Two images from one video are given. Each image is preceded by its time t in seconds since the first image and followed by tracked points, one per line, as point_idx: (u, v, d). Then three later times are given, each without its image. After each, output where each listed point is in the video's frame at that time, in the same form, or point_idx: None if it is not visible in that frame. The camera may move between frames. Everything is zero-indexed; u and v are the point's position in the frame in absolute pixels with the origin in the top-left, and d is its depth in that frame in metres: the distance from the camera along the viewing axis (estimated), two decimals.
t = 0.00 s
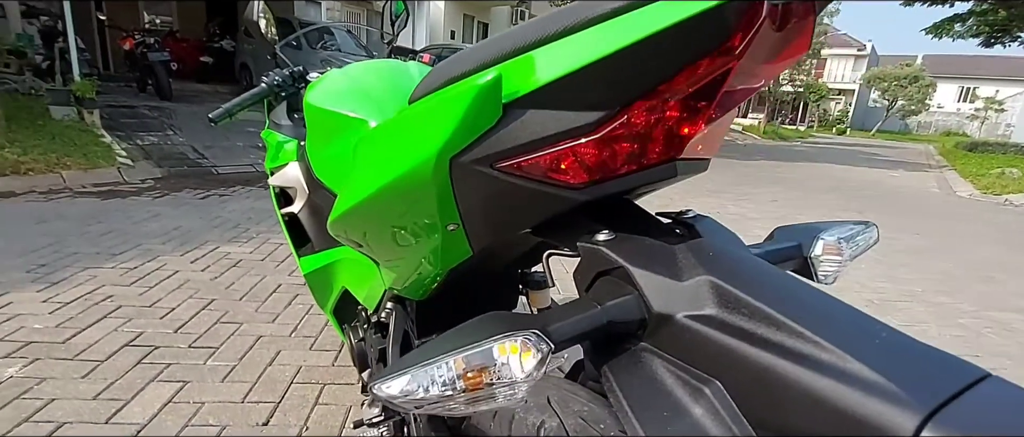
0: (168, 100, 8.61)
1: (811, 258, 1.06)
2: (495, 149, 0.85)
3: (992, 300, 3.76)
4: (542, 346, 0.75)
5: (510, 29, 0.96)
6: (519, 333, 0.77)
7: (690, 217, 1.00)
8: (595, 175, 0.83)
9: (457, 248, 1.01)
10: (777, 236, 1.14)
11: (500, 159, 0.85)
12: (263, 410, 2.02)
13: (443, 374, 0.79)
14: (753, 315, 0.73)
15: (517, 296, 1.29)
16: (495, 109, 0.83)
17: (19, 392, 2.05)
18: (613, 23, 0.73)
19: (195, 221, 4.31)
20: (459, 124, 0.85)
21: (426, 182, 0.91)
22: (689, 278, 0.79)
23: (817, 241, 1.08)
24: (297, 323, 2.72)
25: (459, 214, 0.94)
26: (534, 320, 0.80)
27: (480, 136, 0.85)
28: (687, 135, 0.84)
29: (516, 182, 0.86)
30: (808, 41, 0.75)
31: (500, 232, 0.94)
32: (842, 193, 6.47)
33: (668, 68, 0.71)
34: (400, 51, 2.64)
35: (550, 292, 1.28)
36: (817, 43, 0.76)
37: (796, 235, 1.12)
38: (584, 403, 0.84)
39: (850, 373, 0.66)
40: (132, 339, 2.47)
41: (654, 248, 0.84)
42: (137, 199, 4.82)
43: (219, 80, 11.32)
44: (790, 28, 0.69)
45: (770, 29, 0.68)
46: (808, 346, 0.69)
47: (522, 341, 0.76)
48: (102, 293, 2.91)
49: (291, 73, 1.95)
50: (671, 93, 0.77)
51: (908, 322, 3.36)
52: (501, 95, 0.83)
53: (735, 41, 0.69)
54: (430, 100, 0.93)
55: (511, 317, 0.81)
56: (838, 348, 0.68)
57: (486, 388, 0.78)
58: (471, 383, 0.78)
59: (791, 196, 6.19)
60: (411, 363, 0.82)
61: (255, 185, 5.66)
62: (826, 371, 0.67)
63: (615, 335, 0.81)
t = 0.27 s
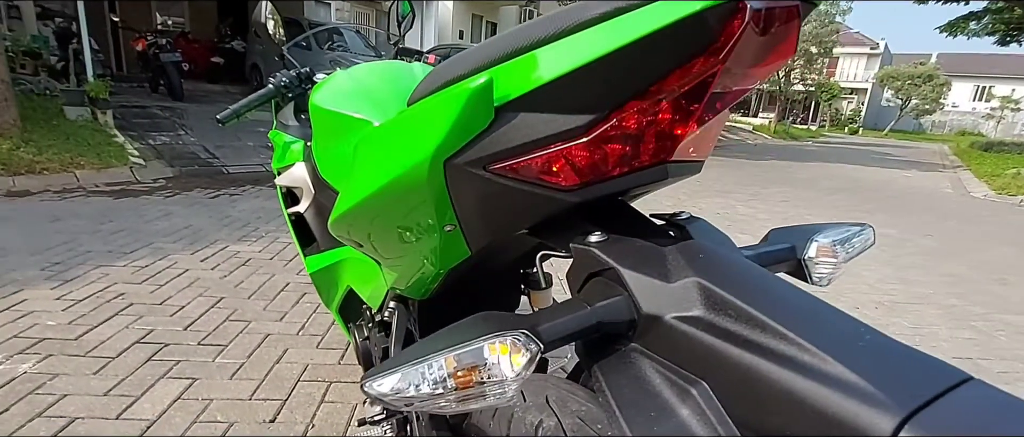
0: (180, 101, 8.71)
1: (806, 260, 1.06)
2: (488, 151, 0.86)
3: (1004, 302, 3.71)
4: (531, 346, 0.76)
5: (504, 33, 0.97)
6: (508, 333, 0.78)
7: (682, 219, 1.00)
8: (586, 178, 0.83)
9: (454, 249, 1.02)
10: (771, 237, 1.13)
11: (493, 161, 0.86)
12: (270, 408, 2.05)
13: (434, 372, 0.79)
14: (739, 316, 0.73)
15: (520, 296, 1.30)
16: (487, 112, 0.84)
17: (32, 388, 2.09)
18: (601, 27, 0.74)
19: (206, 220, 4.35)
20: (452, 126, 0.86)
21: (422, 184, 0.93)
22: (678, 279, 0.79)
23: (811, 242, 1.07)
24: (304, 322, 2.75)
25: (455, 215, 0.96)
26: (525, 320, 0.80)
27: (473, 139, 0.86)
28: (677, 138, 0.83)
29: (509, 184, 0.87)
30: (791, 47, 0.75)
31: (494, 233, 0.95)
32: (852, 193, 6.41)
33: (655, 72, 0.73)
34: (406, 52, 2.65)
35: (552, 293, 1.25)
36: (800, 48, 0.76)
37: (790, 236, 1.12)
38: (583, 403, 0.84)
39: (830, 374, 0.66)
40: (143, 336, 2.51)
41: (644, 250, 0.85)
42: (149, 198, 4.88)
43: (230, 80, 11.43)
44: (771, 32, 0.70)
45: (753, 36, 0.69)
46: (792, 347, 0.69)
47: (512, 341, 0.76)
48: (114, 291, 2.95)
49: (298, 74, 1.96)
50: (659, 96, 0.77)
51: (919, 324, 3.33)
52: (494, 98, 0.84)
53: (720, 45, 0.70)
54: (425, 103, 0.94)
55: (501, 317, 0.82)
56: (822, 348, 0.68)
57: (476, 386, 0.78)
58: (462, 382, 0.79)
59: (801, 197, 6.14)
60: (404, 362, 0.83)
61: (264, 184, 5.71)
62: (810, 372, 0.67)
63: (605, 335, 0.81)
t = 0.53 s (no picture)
0: (192, 101, 8.80)
1: (803, 261, 1.05)
2: (484, 152, 0.87)
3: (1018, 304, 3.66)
4: (524, 344, 0.77)
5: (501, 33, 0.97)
6: (502, 331, 0.78)
7: (678, 219, 1.00)
8: (580, 178, 0.84)
9: (455, 248, 1.03)
10: (768, 237, 1.12)
11: (490, 162, 0.87)
12: (278, 405, 2.07)
13: (429, 369, 0.80)
14: (730, 316, 0.73)
15: (524, 296, 1.30)
16: (482, 114, 0.85)
17: (46, 384, 2.13)
18: (592, 29, 0.74)
19: (216, 219, 4.40)
20: (449, 128, 0.87)
21: (421, 184, 0.94)
22: (670, 279, 0.79)
23: (808, 243, 1.07)
24: (312, 320, 2.77)
25: (454, 215, 0.97)
26: (519, 318, 0.81)
27: (469, 140, 0.87)
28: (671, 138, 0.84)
29: (506, 184, 0.88)
30: (783, 48, 0.74)
31: (493, 230, 0.96)
32: (863, 194, 6.36)
33: (645, 74, 0.73)
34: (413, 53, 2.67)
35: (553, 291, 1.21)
36: (791, 51, 0.76)
37: (786, 237, 1.11)
38: (583, 401, 0.84)
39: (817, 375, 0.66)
40: (154, 333, 2.54)
41: (639, 250, 0.85)
42: (161, 197, 4.95)
43: (241, 80, 11.54)
44: (761, 34, 0.69)
45: (742, 39, 0.69)
46: (781, 346, 0.69)
47: (505, 340, 0.77)
48: (126, 289, 3.00)
49: (305, 75, 1.98)
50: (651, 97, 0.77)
51: (930, 326, 3.29)
52: (488, 100, 0.85)
53: (709, 46, 0.70)
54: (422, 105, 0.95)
55: (495, 315, 0.82)
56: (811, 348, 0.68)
57: (470, 383, 0.79)
58: (456, 379, 0.79)
59: (811, 198, 6.09)
60: (399, 358, 0.84)
61: (274, 184, 5.77)
62: (798, 372, 0.67)
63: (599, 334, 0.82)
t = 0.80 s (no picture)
0: (203, 101, 8.90)
1: (799, 261, 1.05)
2: (482, 153, 0.88)
3: None
4: (519, 343, 0.78)
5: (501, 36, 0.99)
6: (497, 329, 0.79)
7: (676, 220, 1.00)
8: (576, 179, 0.85)
9: (456, 248, 1.05)
10: (766, 237, 1.12)
11: (488, 163, 0.88)
12: (286, 402, 2.09)
13: (427, 365, 0.82)
14: (722, 316, 0.73)
15: (527, 296, 1.30)
16: (480, 116, 0.86)
17: (60, 379, 2.17)
18: (587, 32, 0.75)
19: (226, 218, 4.45)
20: (448, 129, 0.88)
21: (421, 184, 0.96)
22: (664, 279, 0.80)
23: (805, 243, 1.07)
24: (320, 318, 2.80)
25: (454, 215, 0.98)
26: (514, 317, 0.82)
27: (467, 142, 0.88)
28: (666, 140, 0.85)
29: (503, 185, 0.89)
30: (777, 50, 0.75)
31: (492, 230, 0.97)
32: (875, 194, 6.30)
33: (638, 75, 0.74)
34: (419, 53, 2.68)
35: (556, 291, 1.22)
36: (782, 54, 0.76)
37: (783, 237, 1.11)
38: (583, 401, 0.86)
39: (806, 373, 0.66)
40: (165, 330, 2.58)
41: (635, 250, 0.86)
42: (172, 196, 5.01)
43: (252, 81, 11.63)
44: (752, 37, 0.70)
45: (733, 43, 0.70)
46: (773, 345, 0.69)
47: (501, 338, 0.78)
48: (138, 286, 3.05)
49: (313, 76, 2.00)
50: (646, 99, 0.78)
51: (942, 328, 3.25)
52: (486, 102, 0.86)
53: (700, 49, 0.70)
54: (423, 106, 0.97)
55: (490, 313, 0.83)
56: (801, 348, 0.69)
57: (467, 380, 0.81)
58: (453, 375, 0.81)
59: (822, 197, 6.04)
60: (397, 354, 0.85)
61: (284, 183, 5.82)
62: (787, 371, 0.67)
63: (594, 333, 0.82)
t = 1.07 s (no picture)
0: (214, 102, 8.99)
1: (794, 260, 1.06)
2: (481, 154, 0.90)
3: None
4: (516, 338, 0.79)
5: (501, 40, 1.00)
6: (494, 324, 0.80)
7: (672, 219, 1.01)
8: (573, 179, 0.87)
9: (459, 247, 1.06)
10: (762, 236, 1.13)
11: (487, 164, 0.90)
12: (295, 398, 2.12)
13: (426, 359, 0.83)
14: (713, 314, 0.75)
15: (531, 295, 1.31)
16: (479, 118, 0.88)
17: (74, 375, 2.21)
18: (583, 37, 0.77)
19: (237, 217, 4.50)
20: (448, 131, 0.90)
21: (423, 185, 0.98)
22: (658, 276, 0.81)
23: (801, 242, 1.08)
24: (328, 316, 2.83)
25: (456, 214, 1.00)
26: (511, 312, 0.83)
27: (467, 144, 0.90)
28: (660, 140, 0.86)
29: (502, 185, 0.91)
30: (764, 54, 0.76)
31: (493, 230, 0.99)
32: (886, 193, 6.24)
33: (631, 78, 0.75)
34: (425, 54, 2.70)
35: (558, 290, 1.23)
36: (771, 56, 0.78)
37: (777, 236, 1.12)
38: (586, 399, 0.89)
39: (791, 369, 0.68)
40: (177, 328, 2.62)
41: (631, 248, 0.87)
42: (184, 196, 5.08)
43: (262, 82, 11.74)
44: (739, 39, 0.71)
45: (720, 46, 0.71)
46: (762, 342, 0.70)
47: (498, 332, 0.79)
48: (151, 284, 3.10)
49: (321, 77, 2.01)
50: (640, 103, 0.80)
51: (954, 328, 3.22)
52: (486, 104, 0.88)
53: (690, 53, 0.72)
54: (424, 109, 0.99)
55: (486, 308, 0.84)
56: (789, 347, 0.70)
57: (466, 372, 0.82)
58: (452, 368, 0.82)
59: (832, 197, 6.00)
60: (397, 348, 0.87)
61: (293, 183, 5.87)
62: (773, 367, 0.69)
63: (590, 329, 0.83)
